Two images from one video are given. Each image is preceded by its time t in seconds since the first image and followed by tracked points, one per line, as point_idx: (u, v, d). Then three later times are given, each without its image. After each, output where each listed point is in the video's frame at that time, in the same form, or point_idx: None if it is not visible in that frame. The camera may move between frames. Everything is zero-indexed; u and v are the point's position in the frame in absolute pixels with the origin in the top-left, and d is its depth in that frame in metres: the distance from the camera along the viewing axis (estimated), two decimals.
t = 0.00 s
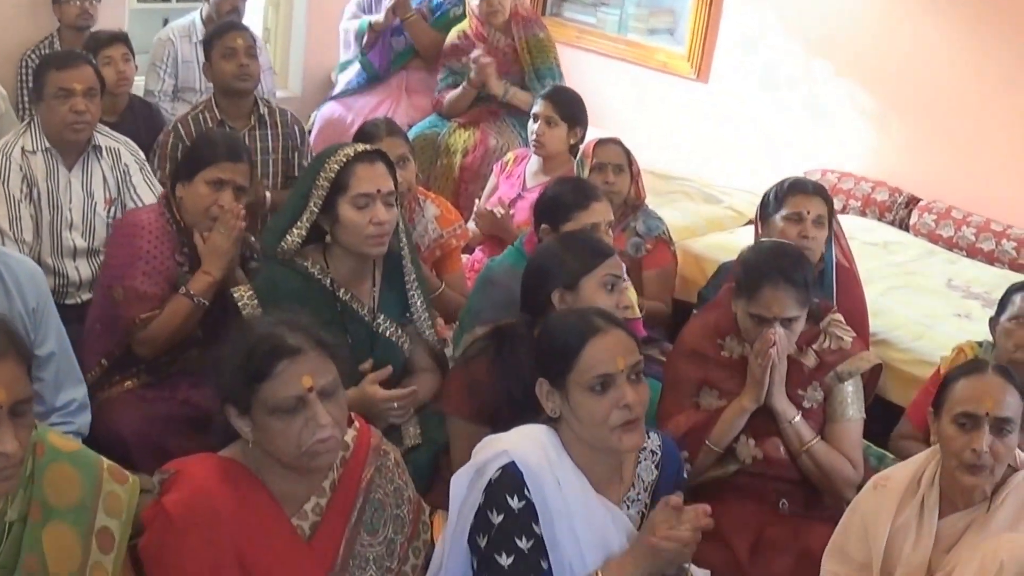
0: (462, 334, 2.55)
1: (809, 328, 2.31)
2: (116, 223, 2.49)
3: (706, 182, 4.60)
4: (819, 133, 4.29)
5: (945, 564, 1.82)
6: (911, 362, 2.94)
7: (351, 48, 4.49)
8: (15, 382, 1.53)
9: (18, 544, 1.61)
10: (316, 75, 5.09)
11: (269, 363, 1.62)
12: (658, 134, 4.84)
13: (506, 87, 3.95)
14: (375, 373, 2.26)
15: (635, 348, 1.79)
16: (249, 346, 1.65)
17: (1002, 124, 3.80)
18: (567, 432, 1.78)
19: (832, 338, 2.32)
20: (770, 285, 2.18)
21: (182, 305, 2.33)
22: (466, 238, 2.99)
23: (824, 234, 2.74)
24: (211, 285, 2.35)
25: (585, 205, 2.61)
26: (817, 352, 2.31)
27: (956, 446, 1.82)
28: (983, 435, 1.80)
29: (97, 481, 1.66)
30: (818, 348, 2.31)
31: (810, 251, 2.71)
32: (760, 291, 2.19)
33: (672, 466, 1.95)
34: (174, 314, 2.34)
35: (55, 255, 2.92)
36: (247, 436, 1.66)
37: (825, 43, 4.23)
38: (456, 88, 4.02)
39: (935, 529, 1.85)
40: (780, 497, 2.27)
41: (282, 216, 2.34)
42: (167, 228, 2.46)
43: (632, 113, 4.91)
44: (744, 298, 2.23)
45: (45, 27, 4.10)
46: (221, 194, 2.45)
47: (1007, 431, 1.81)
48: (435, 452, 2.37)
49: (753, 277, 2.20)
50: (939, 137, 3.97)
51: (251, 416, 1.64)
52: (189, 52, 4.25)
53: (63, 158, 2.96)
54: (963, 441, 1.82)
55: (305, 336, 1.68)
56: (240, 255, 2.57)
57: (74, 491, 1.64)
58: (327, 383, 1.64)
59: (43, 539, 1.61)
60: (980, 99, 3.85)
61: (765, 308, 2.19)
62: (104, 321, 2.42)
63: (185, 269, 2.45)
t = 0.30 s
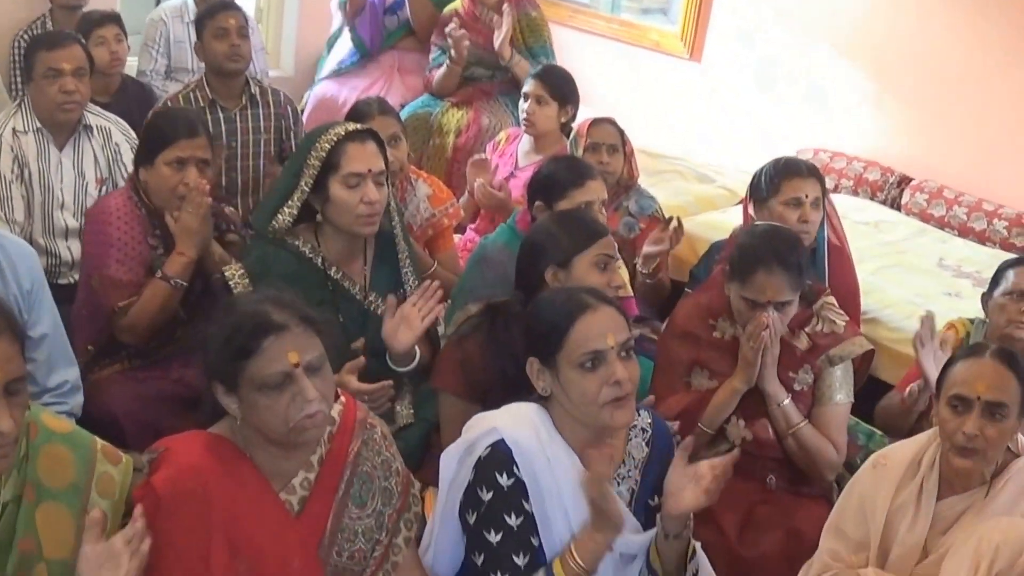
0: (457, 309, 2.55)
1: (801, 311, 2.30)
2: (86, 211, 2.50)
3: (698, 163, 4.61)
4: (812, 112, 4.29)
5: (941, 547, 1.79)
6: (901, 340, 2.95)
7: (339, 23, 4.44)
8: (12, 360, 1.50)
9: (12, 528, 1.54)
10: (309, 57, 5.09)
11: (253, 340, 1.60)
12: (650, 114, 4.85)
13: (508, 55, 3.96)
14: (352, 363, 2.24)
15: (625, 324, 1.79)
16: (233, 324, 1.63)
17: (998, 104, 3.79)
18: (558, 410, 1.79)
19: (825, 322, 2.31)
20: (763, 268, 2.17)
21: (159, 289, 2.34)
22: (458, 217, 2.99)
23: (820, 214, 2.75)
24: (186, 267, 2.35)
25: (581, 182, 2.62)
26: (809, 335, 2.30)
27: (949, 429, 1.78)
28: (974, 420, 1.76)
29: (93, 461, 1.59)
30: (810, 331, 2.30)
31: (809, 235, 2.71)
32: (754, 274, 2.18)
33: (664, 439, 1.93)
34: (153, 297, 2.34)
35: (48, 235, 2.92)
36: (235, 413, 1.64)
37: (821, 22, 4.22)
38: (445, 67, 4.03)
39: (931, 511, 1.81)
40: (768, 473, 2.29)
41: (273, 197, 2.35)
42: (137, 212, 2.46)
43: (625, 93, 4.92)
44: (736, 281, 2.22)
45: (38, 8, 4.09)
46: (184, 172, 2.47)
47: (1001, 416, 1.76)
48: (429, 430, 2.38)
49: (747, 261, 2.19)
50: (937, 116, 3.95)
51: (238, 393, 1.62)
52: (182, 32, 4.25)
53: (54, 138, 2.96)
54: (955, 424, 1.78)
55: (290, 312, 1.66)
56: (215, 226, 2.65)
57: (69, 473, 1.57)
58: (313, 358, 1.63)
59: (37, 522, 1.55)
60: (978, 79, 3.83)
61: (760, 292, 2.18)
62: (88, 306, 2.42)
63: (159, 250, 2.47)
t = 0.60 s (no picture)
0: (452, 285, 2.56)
1: (794, 294, 2.30)
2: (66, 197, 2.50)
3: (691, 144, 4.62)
4: (809, 98, 4.30)
5: (936, 524, 1.80)
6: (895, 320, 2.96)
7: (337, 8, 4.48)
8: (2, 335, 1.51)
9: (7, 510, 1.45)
10: (304, 38, 5.09)
11: (246, 320, 1.59)
12: (644, 93, 4.85)
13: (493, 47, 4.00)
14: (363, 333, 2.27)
15: (621, 303, 1.77)
16: (228, 302, 1.61)
17: (993, 87, 3.78)
18: (553, 390, 1.78)
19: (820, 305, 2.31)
20: (759, 252, 2.15)
21: (139, 277, 2.33)
22: (452, 196, 3.01)
23: (816, 191, 2.76)
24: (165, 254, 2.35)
25: (565, 156, 2.62)
26: (802, 318, 2.30)
27: (939, 409, 1.79)
28: (959, 400, 1.77)
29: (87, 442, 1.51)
30: (802, 313, 2.30)
31: (805, 212, 2.73)
32: (749, 259, 2.16)
33: (657, 422, 1.95)
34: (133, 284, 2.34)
35: (42, 216, 2.93)
36: (228, 392, 1.62)
37: (818, 10, 4.22)
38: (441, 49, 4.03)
39: (928, 489, 1.81)
40: (759, 455, 2.31)
41: (266, 175, 2.36)
42: (113, 197, 2.45)
43: (620, 73, 4.93)
44: (731, 264, 2.21)
45: None
46: (159, 167, 2.45)
47: (986, 396, 1.76)
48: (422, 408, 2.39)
49: (742, 246, 2.17)
50: (934, 100, 3.94)
51: (231, 372, 1.61)
52: (176, 12, 4.25)
53: (47, 118, 2.97)
54: (944, 403, 1.79)
55: (283, 291, 1.65)
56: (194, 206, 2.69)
57: (63, 454, 1.48)
58: (307, 338, 1.62)
59: (31, 502, 1.45)
60: (974, 61, 3.82)
61: (755, 276, 2.17)
62: (72, 288, 2.44)
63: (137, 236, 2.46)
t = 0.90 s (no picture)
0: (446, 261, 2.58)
1: (790, 282, 2.28)
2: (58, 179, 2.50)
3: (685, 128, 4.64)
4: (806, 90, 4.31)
5: (930, 503, 1.81)
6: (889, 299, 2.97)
7: None
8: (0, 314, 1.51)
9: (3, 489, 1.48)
10: (299, 18, 5.09)
11: (247, 294, 1.59)
12: (640, 71, 4.86)
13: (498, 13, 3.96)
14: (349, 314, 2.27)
15: (615, 281, 1.78)
16: (226, 278, 1.61)
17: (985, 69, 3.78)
18: (548, 368, 1.79)
19: (814, 293, 2.30)
20: (754, 242, 2.15)
21: (131, 261, 2.34)
22: (447, 175, 3.01)
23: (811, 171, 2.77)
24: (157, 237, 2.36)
25: (551, 131, 2.62)
26: (797, 306, 2.28)
27: (931, 386, 1.79)
28: (953, 378, 1.76)
29: (78, 423, 1.54)
30: (798, 302, 2.29)
31: (800, 191, 2.73)
32: (744, 250, 2.16)
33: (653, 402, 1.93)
34: (124, 271, 2.35)
35: (38, 197, 2.95)
36: (226, 369, 1.62)
37: (818, 10, 4.22)
38: (434, 25, 4.02)
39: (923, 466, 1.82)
40: (756, 438, 2.31)
41: (260, 156, 2.36)
42: (102, 181, 2.45)
43: (615, 53, 4.94)
44: (725, 253, 2.20)
45: None
46: (147, 154, 2.44)
47: (980, 375, 1.76)
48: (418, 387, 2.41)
49: (737, 232, 2.17)
50: (929, 83, 3.95)
51: (229, 348, 1.60)
52: None
53: (42, 98, 2.97)
54: (938, 381, 1.79)
55: (281, 267, 1.64)
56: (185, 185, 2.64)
57: (57, 433, 1.52)
58: (304, 312, 1.62)
59: (26, 483, 1.49)
60: (966, 44, 3.82)
61: (750, 266, 2.17)
62: (64, 271, 2.45)
63: (127, 219, 2.45)
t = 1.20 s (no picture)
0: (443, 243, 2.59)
1: (785, 268, 2.28)
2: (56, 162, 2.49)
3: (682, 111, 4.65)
4: (803, 70, 4.31)
5: (925, 480, 1.82)
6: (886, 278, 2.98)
7: None
8: None
9: None
10: None
11: (248, 267, 1.58)
12: (638, 50, 4.87)
13: None
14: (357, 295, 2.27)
15: (609, 259, 1.77)
16: (229, 250, 1.60)
17: (979, 49, 3.78)
18: (541, 348, 1.78)
19: (809, 280, 2.29)
20: (757, 209, 2.15)
21: (127, 246, 2.34)
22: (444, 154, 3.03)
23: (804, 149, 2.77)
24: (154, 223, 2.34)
25: (556, 112, 2.63)
26: (792, 293, 2.28)
27: (929, 370, 1.79)
28: (952, 365, 1.76)
29: (75, 401, 1.53)
30: (793, 289, 2.29)
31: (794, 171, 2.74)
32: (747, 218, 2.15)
33: (648, 375, 1.95)
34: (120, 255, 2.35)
35: (34, 176, 2.95)
36: (223, 344, 1.62)
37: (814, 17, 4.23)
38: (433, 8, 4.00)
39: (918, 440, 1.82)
40: (751, 422, 2.32)
41: (258, 133, 2.36)
42: (102, 164, 2.44)
43: (614, 34, 4.95)
44: (727, 224, 2.19)
45: None
46: (147, 126, 2.44)
47: (982, 361, 1.76)
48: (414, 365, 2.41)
49: (736, 206, 2.17)
50: (925, 64, 3.95)
51: (228, 322, 1.60)
52: None
53: (39, 78, 2.96)
54: (936, 363, 1.79)
55: (282, 242, 1.64)
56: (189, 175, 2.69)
57: (54, 410, 1.51)
58: (306, 288, 1.62)
59: (23, 461, 1.49)
60: (962, 23, 3.81)
61: (750, 234, 2.16)
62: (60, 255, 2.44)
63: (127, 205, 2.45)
